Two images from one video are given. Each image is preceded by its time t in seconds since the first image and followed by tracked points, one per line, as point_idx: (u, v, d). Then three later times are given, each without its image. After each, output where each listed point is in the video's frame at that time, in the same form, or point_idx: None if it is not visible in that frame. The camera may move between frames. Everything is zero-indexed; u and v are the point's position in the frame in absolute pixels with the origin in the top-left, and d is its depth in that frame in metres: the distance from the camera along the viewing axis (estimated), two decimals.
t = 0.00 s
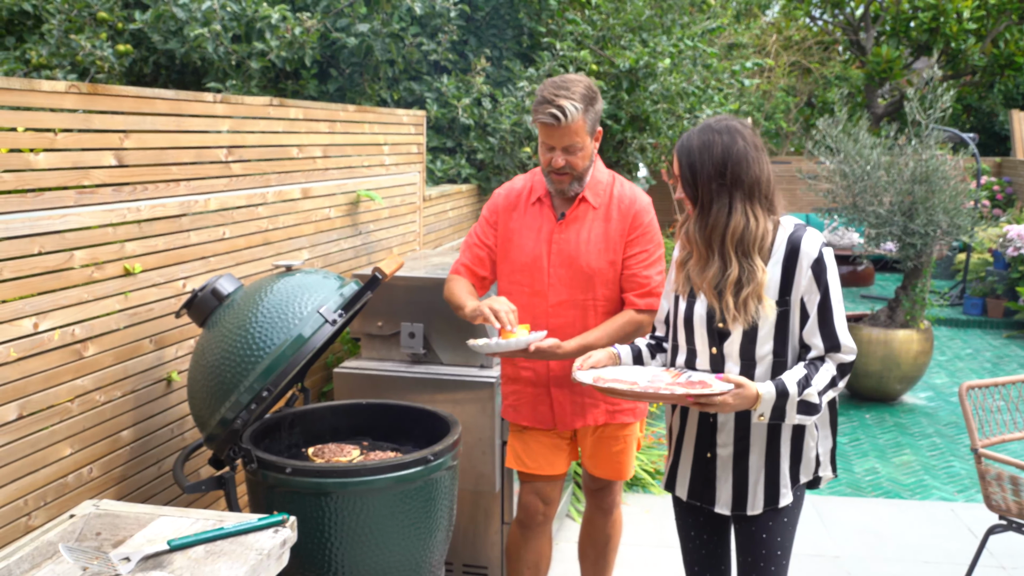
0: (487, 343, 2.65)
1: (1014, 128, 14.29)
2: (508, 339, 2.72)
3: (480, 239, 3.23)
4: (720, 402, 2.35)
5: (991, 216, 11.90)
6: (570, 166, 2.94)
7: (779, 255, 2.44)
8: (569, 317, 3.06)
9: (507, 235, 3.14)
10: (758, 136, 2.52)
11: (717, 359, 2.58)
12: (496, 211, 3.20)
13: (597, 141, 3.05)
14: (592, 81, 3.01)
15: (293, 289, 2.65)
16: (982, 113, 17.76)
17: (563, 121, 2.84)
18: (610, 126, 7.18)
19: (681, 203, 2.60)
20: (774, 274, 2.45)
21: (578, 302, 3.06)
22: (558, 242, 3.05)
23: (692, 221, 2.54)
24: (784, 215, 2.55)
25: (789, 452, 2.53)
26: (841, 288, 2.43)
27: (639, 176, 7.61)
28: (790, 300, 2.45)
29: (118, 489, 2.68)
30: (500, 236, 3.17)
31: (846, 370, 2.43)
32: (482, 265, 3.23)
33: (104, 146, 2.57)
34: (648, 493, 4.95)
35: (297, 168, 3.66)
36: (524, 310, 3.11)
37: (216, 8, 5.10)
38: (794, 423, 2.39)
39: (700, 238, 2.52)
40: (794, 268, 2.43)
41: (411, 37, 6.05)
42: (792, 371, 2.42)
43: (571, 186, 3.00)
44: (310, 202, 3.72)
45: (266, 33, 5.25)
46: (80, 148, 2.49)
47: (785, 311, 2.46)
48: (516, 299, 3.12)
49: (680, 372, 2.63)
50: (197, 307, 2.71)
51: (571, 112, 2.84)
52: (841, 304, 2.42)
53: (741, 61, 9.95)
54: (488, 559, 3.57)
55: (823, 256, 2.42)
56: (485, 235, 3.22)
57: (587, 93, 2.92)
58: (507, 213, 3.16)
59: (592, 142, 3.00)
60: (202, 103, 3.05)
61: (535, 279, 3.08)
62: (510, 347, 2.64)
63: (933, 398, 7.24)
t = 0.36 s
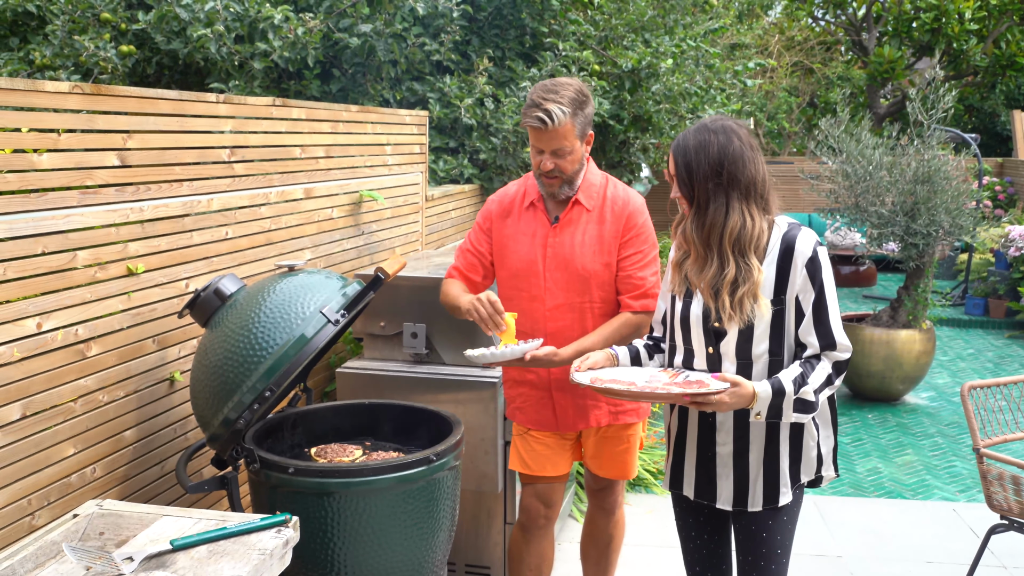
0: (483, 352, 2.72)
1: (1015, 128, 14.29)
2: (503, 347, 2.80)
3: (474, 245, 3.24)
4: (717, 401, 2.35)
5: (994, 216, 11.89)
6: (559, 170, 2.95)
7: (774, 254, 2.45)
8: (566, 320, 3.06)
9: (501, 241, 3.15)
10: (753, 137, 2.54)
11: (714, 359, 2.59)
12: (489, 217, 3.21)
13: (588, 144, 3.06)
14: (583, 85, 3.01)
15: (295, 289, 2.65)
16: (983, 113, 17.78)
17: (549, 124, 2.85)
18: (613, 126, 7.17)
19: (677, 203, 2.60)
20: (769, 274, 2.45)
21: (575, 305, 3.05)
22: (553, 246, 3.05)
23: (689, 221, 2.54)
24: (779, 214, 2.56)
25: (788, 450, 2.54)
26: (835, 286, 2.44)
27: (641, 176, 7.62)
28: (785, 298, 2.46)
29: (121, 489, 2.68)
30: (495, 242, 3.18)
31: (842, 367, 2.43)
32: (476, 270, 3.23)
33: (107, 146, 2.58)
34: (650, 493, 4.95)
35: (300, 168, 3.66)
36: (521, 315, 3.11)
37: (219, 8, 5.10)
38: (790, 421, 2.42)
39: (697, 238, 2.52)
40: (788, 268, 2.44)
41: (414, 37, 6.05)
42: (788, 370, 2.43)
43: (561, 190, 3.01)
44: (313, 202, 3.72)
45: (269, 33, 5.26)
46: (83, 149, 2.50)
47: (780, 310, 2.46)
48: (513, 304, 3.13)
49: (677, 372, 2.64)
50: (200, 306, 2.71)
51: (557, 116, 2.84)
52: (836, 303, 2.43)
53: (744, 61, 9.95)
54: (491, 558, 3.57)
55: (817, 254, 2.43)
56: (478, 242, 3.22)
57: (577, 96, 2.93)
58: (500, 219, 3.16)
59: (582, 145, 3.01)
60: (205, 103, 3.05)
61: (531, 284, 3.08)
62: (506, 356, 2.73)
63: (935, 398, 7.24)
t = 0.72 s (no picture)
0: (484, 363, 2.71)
1: (1016, 128, 14.30)
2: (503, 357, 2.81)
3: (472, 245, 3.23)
4: (717, 404, 2.34)
5: (994, 216, 11.89)
6: (553, 173, 2.92)
7: (770, 254, 2.45)
8: (566, 324, 3.06)
9: (501, 243, 3.14)
10: (748, 136, 2.54)
11: (713, 360, 2.60)
12: (488, 216, 3.19)
13: (586, 146, 3.02)
14: (582, 86, 2.97)
15: (295, 289, 2.66)
16: (984, 113, 17.79)
17: (543, 127, 2.82)
18: (614, 127, 7.16)
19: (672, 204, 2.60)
20: (766, 274, 2.46)
21: (574, 309, 3.05)
22: (553, 248, 3.04)
23: (684, 223, 2.54)
24: (774, 214, 2.56)
25: (789, 450, 2.54)
26: (833, 286, 2.44)
27: (642, 177, 7.62)
28: (783, 298, 2.46)
29: (123, 489, 2.68)
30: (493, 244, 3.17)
31: (841, 366, 2.44)
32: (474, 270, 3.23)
33: (108, 146, 2.57)
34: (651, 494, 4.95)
35: (300, 168, 3.65)
36: (521, 317, 3.11)
37: (220, 8, 5.10)
38: (791, 420, 2.42)
39: (694, 238, 2.52)
40: (785, 268, 2.44)
41: (415, 37, 6.05)
42: (787, 370, 2.44)
43: (559, 194, 3.00)
44: (314, 202, 3.72)
45: (270, 34, 5.25)
46: (85, 149, 2.50)
47: (778, 310, 2.47)
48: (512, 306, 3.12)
49: (676, 374, 2.64)
50: (201, 307, 2.71)
51: (551, 118, 2.80)
52: (833, 302, 2.43)
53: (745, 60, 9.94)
54: (491, 559, 3.57)
55: (814, 253, 2.43)
56: (478, 242, 3.21)
57: (573, 98, 2.88)
58: (500, 219, 3.15)
59: (580, 148, 2.97)
60: (205, 103, 3.05)
61: (531, 286, 3.07)
62: (508, 366, 2.74)
63: (936, 398, 7.24)
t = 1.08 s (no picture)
0: (504, 379, 2.67)
1: (1016, 128, 14.30)
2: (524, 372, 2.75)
3: (470, 259, 3.22)
4: (719, 405, 2.35)
5: (995, 216, 11.89)
6: (546, 180, 2.89)
7: (770, 254, 2.46)
8: (576, 332, 3.06)
9: (505, 254, 3.11)
10: (747, 136, 2.55)
11: (713, 361, 2.60)
12: (486, 227, 3.17)
13: (583, 155, 2.98)
14: (583, 96, 2.95)
15: (295, 289, 2.66)
16: (984, 113, 17.81)
17: (536, 132, 2.79)
18: (614, 127, 7.15)
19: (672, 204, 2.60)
20: (766, 274, 2.46)
21: (585, 317, 3.05)
22: (560, 257, 3.03)
23: (685, 223, 2.54)
24: (773, 215, 2.56)
25: (789, 450, 2.54)
26: (832, 286, 2.45)
27: (643, 177, 7.62)
28: (783, 299, 2.47)
29: (123, 489, 2.68)
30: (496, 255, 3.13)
31: (841, 367, 2.44)
32: (468, 283, 3.23)
33: (109, 146, 2.58)
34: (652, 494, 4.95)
35: (301, 168, 3.65)
36: (528, 327, 3.09)
37: (220, 9, 5.10)
38: (791, 421, 2.43)
39: (695, 239, 2.53)
40: (785, 269, 2.44)
41: (416, 37, 6.05)
42: (787, 370, 2.44)
43: (552, 202, 2.96)
44: (314, 202, 3.72)
45: (270, 34, 5.26)
46: (85, 149, 2.50)
47: (779, 311, 2.47)
48: (518, 317, 3.10)
49: (676, 375, 2.65)
50: (201, 307, 2.72)
51: (543, 124, 2.78)
52: (833, 302, 2.44)
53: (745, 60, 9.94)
54: (492, 559, 3.57)
55: (814, 254, 2.44)
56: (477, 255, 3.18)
57: (569, 106, 2.86)
58: (499, 230, 3.13)
59: (575, 157, 2.93)
60: (206, 103, 3.05)
61: (538, 296, 3.05)
62: (528, 382, 2.68)
63: (936, 398, 7.24)
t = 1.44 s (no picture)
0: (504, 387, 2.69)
1: (1015, 128, 14.31)
2: (526, 377, 2.78)
3: (461, 274, 3.16)
4: (719, 405, 2.35)
5: (993, 215, 11.89)
6: (536, 192, 2.85)
7: (770, 254, 2.46)
8: (578, 339, 3.06)
9: (500, 267, 3.08)
10: (746, 135, 2.54)
11: (712, 361, 2.60)
12: (478, 240, 3.13)
13: (572, 165, 2.94)
14: (571, 104, 2.89)
15: (294, 289, 2.66)
16: (983, 112, 17.84)
17: (525, 147, 2.74)
18: (613, 126, 7.13)
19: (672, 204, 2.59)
20: (766, 274, 2.46)
21: (585, 324, 3.06)
22: (556, 267, 3.02)
23: (685, 224, 2.54)
24: (772, 214, 2.57)
25: (788, 449, 2.55)
26: (832, 285, 2.44)
27: (641, 176, 7.62)
28: (782, 299, 2.47)
29: (122, 488, 2.68)
30: (491, 268, 3.11)
31: (841, 366, 2.45)
32: (457, 299, 3.16)
33: (107, 146, 2.58)
34: (651, 493, 4.94)
35: (300, 167, 3.65)
36: (530, 338, 3.09)
37: (219, 8, 5.09)
38: (791, 421, 2.43)
39: (695, 240, 2.52)
40: (784, 269, 2.44)
41: (414, 37, 6.05)
42: (787, 370, 2.44)
43: (543, 213, 2.93)
44: (313, 202, 3.72)
45: (269, 33, 5.26)
46: (84, 149, 2.50)
47: (778, 312, 2.47)
48: (518, 327, 3.10)
49: (675, 375, 2.65)
50: (200, 306, 2.71)
51: (533, 139, 2.73)
52: (833, 302, 2.44)
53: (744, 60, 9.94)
54: (491, 558, 3.57)
55: (813, 254, 2.44)
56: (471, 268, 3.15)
57: (558, 117, 2.80)
58: (492, 243, 3.10)
59: (564, 168, 2.89)
60: (205, 103, 3.05)
61: (537, 307, 3.05)
62: (530, 390, 2.70)
63: (935, 398, 7.24)
